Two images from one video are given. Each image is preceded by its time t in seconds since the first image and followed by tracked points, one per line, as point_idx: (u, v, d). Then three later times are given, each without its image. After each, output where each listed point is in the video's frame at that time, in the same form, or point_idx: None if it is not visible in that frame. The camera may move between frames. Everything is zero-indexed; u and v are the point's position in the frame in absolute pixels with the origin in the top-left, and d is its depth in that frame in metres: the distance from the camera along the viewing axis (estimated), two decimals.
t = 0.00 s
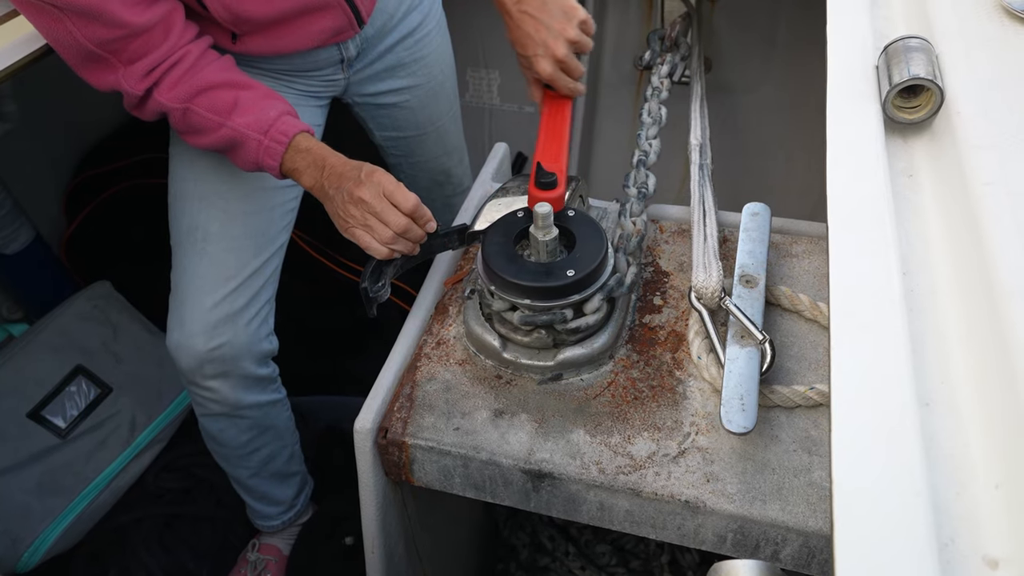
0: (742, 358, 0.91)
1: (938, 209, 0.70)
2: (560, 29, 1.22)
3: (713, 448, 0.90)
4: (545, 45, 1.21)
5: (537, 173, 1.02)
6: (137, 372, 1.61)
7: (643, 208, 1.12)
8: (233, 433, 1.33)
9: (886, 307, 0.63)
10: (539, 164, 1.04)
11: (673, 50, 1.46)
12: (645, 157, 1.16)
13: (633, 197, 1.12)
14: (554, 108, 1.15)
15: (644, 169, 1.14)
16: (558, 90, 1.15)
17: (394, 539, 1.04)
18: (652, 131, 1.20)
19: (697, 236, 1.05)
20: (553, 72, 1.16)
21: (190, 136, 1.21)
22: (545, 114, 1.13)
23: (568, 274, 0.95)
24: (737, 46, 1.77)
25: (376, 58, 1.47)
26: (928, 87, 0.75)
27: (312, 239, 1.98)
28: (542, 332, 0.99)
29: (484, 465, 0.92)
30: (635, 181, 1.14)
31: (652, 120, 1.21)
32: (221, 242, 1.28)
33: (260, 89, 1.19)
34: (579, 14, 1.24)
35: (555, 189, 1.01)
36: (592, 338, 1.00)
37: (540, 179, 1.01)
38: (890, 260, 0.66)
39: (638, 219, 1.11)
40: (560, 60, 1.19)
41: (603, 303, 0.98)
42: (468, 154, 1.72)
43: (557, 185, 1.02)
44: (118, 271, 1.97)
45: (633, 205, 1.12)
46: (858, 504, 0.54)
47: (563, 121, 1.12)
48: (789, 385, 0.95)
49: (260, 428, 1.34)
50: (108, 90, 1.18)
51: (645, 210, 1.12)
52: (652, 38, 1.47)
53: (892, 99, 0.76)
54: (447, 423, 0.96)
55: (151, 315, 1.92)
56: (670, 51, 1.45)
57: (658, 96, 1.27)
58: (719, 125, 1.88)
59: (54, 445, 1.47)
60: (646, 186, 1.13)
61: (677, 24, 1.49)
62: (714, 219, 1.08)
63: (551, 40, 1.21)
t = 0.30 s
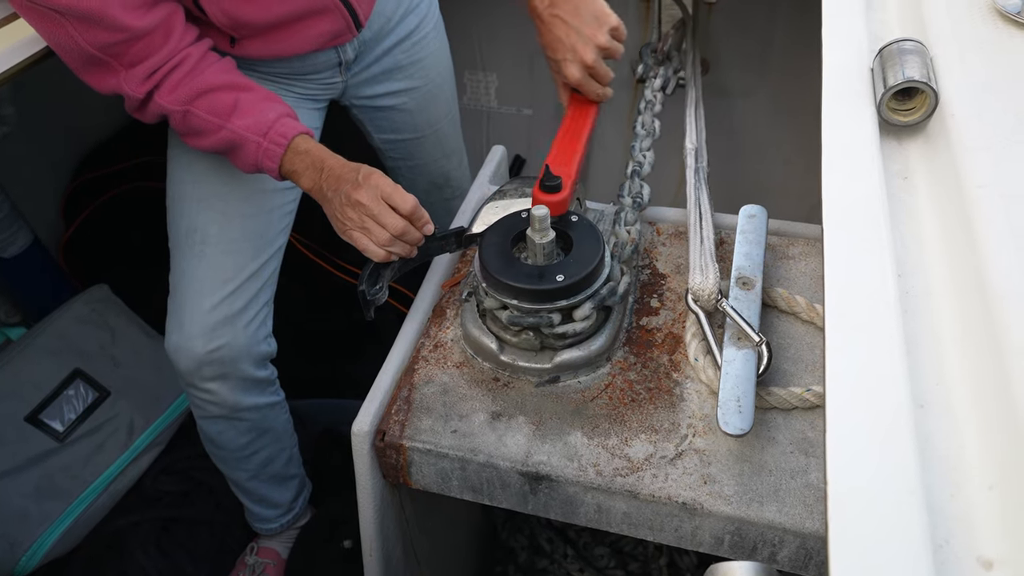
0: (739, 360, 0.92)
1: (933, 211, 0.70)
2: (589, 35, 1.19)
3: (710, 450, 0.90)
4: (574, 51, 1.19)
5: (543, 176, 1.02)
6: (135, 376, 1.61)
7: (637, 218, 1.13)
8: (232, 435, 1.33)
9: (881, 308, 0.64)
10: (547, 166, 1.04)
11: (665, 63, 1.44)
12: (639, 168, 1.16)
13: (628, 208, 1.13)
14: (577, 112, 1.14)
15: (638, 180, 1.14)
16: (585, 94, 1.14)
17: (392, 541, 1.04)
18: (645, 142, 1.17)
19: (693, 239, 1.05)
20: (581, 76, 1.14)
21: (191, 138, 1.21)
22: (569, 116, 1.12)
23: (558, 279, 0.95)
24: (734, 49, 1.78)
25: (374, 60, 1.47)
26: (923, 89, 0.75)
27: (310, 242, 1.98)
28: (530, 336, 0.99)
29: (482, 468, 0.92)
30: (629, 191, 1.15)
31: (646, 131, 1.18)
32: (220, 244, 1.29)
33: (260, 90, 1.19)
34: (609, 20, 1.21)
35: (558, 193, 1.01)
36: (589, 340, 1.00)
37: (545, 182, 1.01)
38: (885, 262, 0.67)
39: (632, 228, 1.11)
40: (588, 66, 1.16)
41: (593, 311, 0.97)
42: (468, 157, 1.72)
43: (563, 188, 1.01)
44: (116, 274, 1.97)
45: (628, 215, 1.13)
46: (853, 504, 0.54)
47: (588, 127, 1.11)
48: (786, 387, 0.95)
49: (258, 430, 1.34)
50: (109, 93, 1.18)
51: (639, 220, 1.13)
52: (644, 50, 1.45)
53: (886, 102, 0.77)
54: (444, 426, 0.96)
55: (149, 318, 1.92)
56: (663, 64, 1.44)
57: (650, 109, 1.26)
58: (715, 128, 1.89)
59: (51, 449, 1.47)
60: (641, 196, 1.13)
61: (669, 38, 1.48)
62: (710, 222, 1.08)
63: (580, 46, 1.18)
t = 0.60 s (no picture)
0: (737, 362, 0.92)
1: (930, 214, 0.71)
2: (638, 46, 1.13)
3: (709, 453, 0.90)
4: (620, 61, 1.14)
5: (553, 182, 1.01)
6: (134, 379, 1.61)
7: (629, 225, 1.12)
8: (231, 435, 1.33)
9: (879, 310, 0.64)
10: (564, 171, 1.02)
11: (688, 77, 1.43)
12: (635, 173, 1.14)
13: (621, 214, 1.12)
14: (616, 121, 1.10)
15: (632, 186, 1.14)
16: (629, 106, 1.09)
17: (391, 544, 1.04)
18: (640, 148, 1.16)
19: (692, 242, 1.05)
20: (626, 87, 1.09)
21: (196, 139, 1.22)
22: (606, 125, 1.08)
23: (542, 284, 0.95)
24: (731, 52, 1.78)
25: (375, 64, 1.48)
26: (920, 93, 0.75)
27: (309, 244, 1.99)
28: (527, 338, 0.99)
29: (481, 470, 0.92)
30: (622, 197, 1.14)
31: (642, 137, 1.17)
32: (220, 244, 1.29)
33: (264, 91, 1.19)
34: (661, 31, 1.13)
35: (568, 198, 1.00)
36: (588, 343, 1.00)
37: (555, 188, 1.00)
38: (883, 264, 0.67)
39: (625, 236, 1.12)
40: (634, 78, 1.10)
41: (581, 320, 0.97)
42: (470, 160, 1.72)
43: (574, 193, 1.00)
44: (116, 277, 1.97)
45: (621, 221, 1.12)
46: (852, 505, 0.54)
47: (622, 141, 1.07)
48: (784, 390, 0.95)
49: (257, 431, 1.35)
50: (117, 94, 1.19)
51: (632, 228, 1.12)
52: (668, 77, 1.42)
53: (884, 105, 0.77)
54: (443, 428, 0.96)
55: (148, 321, 1.92)
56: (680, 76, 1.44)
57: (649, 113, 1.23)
58: (714, 130, 1.89)
59: (50, 452, 1.47)
60: (633, 204, 1.13)
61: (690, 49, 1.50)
62: (708, 225, 1.08)
63: (627, 56, 1.13)
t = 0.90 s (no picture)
0: (742, 367, 0.92)
1: (935, 220, 0.71)
2: (698, 67, 1.09)
3: (713, 458, 0.90)
4: (679, 84, 1.10)
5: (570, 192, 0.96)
6: (140, 383, 1.62)
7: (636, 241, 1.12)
8: (238, 436, 1.33)
9: (884, 316, 0.64)
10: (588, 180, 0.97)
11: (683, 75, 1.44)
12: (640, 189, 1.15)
13: (627, 229, 1.12)
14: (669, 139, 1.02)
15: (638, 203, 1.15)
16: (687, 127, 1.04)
17: (395, 549, 1.04)
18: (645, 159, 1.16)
19: (696, 246, 1.05)
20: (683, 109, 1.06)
21: (204, 144, 1.22)
22: (654, 142, 1.01)
23: (532, 289, 0.95)
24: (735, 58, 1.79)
25: (381, 66, 1.48)
26: (925, 98, 0.75)
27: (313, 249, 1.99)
28: (530, 344, 0.99)
29: (485, 475, 0.92)
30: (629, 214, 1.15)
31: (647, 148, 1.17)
32: (229, 244, 1.29)
33: (272, 97, 1.20)
34: (724, 55, 1.08)
35: (583, 209, 0.95)
36: (592, 348, 1.00)
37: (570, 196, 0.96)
38: (888, 270, 0.67)
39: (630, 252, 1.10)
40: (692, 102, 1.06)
41: (568, 331, 0.97)
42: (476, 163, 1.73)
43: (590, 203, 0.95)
44: (121, 281, 1.98)
45: (627, 237, 1.12)
46: (858, 510, 0.54)
47: (664, 163, 1.00)
48: (789, 395, 0.95)
49: (263, 432, 1.35)
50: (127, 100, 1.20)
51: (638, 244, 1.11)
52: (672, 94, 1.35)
53: (889, 111, 0.77)
54: (448, 433, 0.96)
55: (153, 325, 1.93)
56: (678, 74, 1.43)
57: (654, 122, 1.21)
58: (718, 136, 1.89)
59: (55, 455, 1.47)
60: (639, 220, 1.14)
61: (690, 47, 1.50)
62: (713, 229, 1.08)
63: (683, 79, 1.09)
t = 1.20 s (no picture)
0: (742, 367, 0.92)
1: (937, 219, 0.71)
2: (706, 71, 1.07)
3: (713, 458, 0.90)
4: (689, 88, 1.09)
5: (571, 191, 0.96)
6: (139, 381, 1.61)
7: (638, 240, 1.12)
8: (240, 433, 1.33)
9: (887, 315, 0.64)
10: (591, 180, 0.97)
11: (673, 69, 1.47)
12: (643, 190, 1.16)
13: (629, 228, 1.13)
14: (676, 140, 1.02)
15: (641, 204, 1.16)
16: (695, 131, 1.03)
17: (395, 547, 1.04)
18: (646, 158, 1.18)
19: (697, 246, 1.05)
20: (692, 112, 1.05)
21: (207, 143, 1.22)
22: (660, 142, 1.01)
23: (530, 287, 0.95)
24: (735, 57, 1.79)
25: (383, 63, 1.48)
26: (927, 97, 0.75)
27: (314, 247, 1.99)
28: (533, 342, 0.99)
29: (485, 474, 0.92)
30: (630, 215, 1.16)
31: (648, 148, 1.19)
32: (233, 240, 1.29)
33: (273, 94, 1.19)
34: (733, 58, 1.07)
35: (585, 208, 0.94)
36: (592, 347, 1.00)
37: (573, 196, 0.95)
38: (890, 270, 0.67)
39: (631, 251, 1.10)
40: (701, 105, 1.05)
41: (567, 330, 0.97)
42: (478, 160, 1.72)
43: (592, 202, 0.95)
44: (120, 279, 1.97)
45: (629, 235, 1.13)
46: (861, 509, 0.54)
47: (669, 164, 0.99)
48: (789, 395, 0.95)
49: (265, 430, 1.35)
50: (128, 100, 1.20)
51: (639, 243, 1.12)
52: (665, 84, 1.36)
53: (891, 111, 0.77)
54: (448, 431, 0.96)
55: (152, 323, 1.92)
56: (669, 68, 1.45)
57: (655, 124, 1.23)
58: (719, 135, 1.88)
59: (54, 454, 1.46)
60: (641, 220, 1.15)
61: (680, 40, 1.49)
62: (713, 229, 1.08)
63: (694, 83, 1.08)
